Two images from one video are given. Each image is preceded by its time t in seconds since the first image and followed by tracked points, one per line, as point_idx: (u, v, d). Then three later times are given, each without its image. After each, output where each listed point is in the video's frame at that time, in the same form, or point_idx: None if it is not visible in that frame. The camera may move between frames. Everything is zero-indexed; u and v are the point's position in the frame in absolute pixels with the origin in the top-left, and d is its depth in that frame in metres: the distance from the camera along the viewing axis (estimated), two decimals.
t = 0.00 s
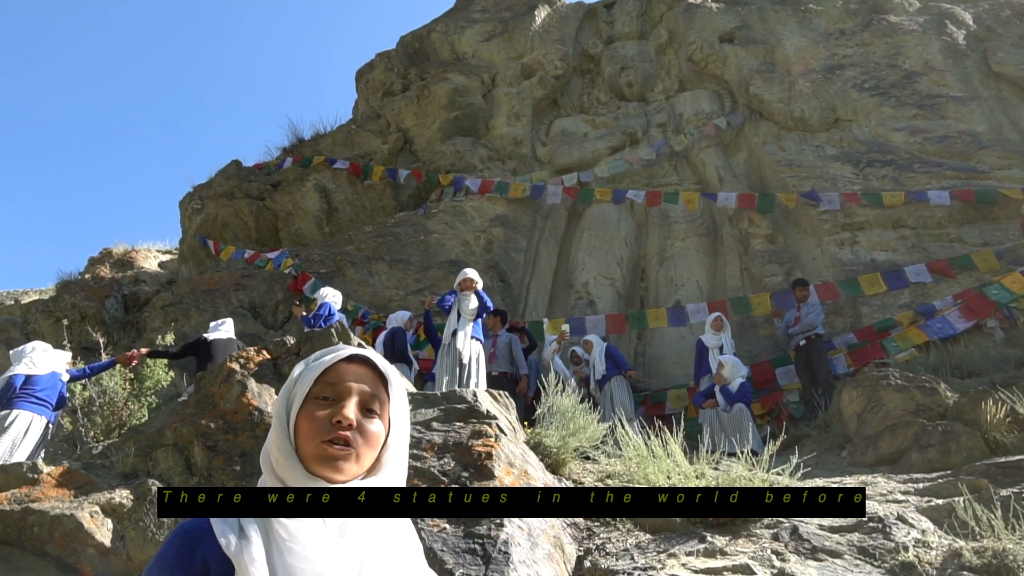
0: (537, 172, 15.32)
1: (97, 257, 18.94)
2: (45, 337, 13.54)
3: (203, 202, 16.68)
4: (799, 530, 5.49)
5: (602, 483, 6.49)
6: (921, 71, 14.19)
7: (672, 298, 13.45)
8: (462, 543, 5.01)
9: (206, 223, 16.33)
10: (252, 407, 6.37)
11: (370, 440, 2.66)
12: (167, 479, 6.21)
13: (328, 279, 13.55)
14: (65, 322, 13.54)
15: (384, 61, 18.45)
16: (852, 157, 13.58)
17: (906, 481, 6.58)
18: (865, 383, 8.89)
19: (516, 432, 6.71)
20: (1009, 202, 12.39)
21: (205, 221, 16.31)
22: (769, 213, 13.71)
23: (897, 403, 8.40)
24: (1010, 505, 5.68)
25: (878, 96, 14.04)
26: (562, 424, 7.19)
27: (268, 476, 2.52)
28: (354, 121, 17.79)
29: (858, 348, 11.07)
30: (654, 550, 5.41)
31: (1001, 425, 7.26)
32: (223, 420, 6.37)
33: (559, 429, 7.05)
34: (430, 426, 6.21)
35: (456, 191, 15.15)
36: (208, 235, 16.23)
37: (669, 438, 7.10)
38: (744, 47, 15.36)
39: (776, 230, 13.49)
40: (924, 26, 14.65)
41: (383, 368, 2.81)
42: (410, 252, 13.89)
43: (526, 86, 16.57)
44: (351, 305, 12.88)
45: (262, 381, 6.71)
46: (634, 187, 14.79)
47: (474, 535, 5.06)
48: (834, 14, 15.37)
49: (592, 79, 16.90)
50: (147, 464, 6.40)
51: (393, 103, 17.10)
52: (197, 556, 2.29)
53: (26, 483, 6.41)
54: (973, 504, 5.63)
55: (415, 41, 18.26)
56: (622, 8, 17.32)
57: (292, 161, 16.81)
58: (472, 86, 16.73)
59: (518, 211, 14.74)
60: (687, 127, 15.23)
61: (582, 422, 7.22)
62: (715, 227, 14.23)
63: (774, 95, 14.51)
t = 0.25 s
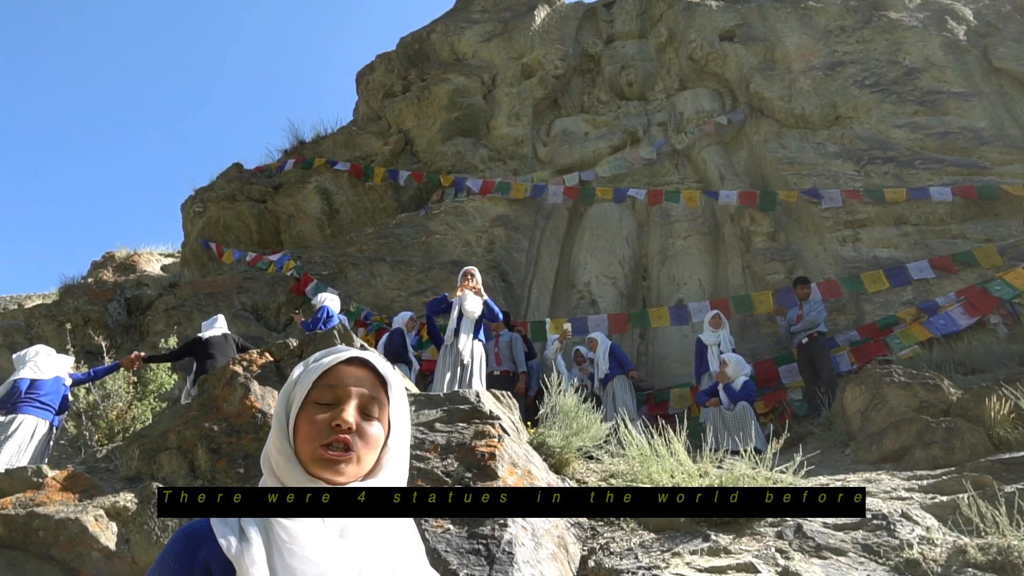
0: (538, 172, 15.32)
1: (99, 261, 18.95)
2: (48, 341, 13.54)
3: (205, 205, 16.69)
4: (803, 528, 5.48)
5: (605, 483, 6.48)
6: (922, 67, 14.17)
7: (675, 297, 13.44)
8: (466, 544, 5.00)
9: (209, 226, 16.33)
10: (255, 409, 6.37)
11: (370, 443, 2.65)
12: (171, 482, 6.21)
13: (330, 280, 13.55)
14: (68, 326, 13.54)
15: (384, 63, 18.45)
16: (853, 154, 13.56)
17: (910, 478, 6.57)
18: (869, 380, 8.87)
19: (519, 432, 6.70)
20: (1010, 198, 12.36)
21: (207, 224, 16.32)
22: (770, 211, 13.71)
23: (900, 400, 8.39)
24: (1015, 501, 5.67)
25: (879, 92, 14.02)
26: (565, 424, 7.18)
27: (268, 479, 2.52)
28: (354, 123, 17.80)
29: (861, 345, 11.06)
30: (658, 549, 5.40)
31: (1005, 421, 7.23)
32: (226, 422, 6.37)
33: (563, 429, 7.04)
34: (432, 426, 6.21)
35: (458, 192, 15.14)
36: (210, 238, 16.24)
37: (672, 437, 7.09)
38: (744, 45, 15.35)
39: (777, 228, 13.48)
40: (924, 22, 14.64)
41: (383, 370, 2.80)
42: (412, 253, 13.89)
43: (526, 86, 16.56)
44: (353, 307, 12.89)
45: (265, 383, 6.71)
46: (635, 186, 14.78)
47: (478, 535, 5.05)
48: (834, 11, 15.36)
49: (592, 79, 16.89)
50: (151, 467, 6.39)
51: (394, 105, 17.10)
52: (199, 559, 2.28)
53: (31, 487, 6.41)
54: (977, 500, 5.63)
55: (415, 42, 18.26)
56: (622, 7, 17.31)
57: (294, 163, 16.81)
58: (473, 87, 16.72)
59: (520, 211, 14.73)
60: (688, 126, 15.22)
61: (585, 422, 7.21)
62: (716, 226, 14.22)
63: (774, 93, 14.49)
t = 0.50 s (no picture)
0: (541, 172, 15.31)
1: (102, 261, 18.97)
2: (51, 341, 13.56)
3: (208, 206, 16.71)
4: (805, 529, 5.48)
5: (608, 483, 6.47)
6: (925, 68, 14.16)
7: (677, 298, 13.43)
8: (468, 544, 4.99)
9: (211, 226, 16.34)
10: (258, 409, 6.36)
11: (383, 432, 2.71)
12: (173, 482, 6.21)
13: (332, 280, 13.55)
14: (71, 326, 13.56)
15: (387, 63, 18.45)
16: (856, 155, 13.55)
17: (912, 479, 6.55)
18: (871, 381, 8.85)
19: (521, 432, 6.70)
20: (1014, 199, 12.35)
21: (210, 224, 16.32)
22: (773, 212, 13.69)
23: (903, 401, 8.38)
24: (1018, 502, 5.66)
25: (883, 93, 14.00)
26: (567, 425, 7.17)
27: (283, 473, 2.58)
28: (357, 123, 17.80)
29: (863, 346, 11.06)
30: (660, 550, 5.39)
31: (1009, 422, 7.21)
32: (229, 422, 6.36)
33: (564, 430, 7.03)
34: (435, 427, 6.20)
35: (460, 193, 15.13)
36: (213, 238, 16.24)
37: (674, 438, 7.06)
38: (747, 45, 15.33)
39: (780, 229, 13.46)
40: (928, 23, 14.62)
41: (390, 364, 2.87)
42: (415, 253, 13.89)
43: (529, 86, 16.55)
44: (356, 307, 12.90)
45: (267, 383, 6.70)
46: (637, 186, 14.77)
47: (479, 536, 5.04)
48: (837, 11, 15.34)
49: (595, 79, 16.88)
50: (154, 467, 6.39)
51: (397, 105, 17.09)
52: (211, 548, 2.37)
53: (34, 487, 6.41)
54: (980, 502, 5.61)
55: (418, 42, 18.26)
56: (625, 8, 17.30)
57: (297, 163, 16.81)
58: (475, 87, 16.71)
59: (522, 211, 14.72)
60: (691, 127, 15.21)
61: (587, 422, 7.20)
62: (719, 227, 14.21)
63: (777, 94, 14.47)
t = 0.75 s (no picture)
0: (541, 172, 15.30)
1: (103, 262, 18.97)
2: (52, 342, 13.58)
3: (209, 206, 16.70)
4: (806, 528, 5.47)
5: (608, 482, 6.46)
6: (926, 67, 14.14)
7: (677, 297, 13.42)
8: (469, 544, 4.98)
9: (212, 227, 16.33)
10: (258, 410, 6.34)
11: (400, 445, 2.68)
12: (174, 483, 6.20)
13: (333, 281, 13.54)
14: (72, 327, 13.56)
15: (387, 63, 18.44)
16: (857, 154, 13.53)
17: (913, 478, 6.54)
18: (872, 380, 8.84)
19: (522, 432, 6.69)
20: (1013, 196, 12.38)
21: (210, 224, 16.32)
22: (773, 211, 13.68)
23: (904, 400, 8.37)
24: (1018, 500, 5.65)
25: (883, 92, 13.99)
26: (567, 424, 7.16)
27: (300, 481, 2.56)
28: (357, 123, 17.79)
29: (864, 344, 11.05)
30: (661, 549, 5.39)
31: (1010, 421, 7.20)
32: (229, 423, 6.35)
33: (565, 429, 7.02)
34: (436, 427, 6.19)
35: (461, 192, 15.12)
36: (213, 239, 16.24)
37: (674, 437, 7.06)
38: (748, 44, 15.32)
39: (781, 228, 13.44)
40: (929, 22, 14.62)
41: (415, 372, 2.81)
42: (415, 253, 13.88)
43: (529, 86, 16.54)
44: (356, 308, 12.90)
45: (268, 383, 6.69)
46: (638, 185, 14.76)
47: (480, 536, 5.04)
48: (838, 10, 15.33)
49: (595, 79, 16.86)
50: (155, 468, 6.39)
51: (397, 105, 17.08)
52: (229, 544, 2.37)
53: (35, 488, 6.41)
54: (981, 500, 5.60)
55: (418, 42, 18.25)
56: (625, 7, 17.29)
57: (297, 164, 16.81)
58: (475, 87, 16.69)
59: (523, 211, 14.71)
60: (691, 126, 15.20)
61: (587, 421, 7.20)
62: (719, 226, 14.20)
63: (778, 93, 14.46)
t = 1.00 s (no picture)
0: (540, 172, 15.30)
1: (102, 263, 18.96)
2: (52, 343, 13.56)
3: (208, 207, 16.70)
4: (806, 527, 5.47)
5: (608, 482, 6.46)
6: (924, 65, 14.15)
7: (677, 297, 13.42)
8: (469, 544, 4.97)
9: (211, 228, 16.33)
10: (258, 410, 6.33)
11: (416, 447, 2.71)
12: (174, 484, 6.20)
13: (332, 281, 13.54)
14: (71, 329, 13.55)
15: (386, 63, 18.44)
16: (856, 153, 13.54)
17: (913, 476, 6.54)
18: (872, 379, 8.85)
19: (522, 432, 6.69)
20: (1013, 194, 12.36)
21: (210, 225, 16.32)
22: (773, 210, 13.67)
23: (903, 398, 8.37)
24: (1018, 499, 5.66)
25: (882, 91, 13.99)
26: (567, 424, 7.16)
27: (315, 479, 2.59)
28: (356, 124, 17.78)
29: (864, 343, 11.04)
30: (661, 548, 5.39)
31: (1009, 419, 7.20)
32: (229, 424, 6.35)
33: (565, 429, 7.02)
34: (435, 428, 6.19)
35: (460, 192, 15.12)
36: (213, 240, 16.24)
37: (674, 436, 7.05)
38: (747, 43, 15.33)
39: (780, 227, 13.43)
40: (927, 21, 14.63)
41: (434, 377, 2.84)
42: (414, 253, 13.87)
43: (528, 86, 16.54)
44: (356, 308, 12.90)
45: (267, 384, 6.68)
46: (637, 185, 14.76)
47: (480, 536, 5.03)
48: (836, 9, 15.34)
49: (594, 78, 16.86)
50: (154, 469, 6.39)
51: (396, 105, 17.07)
52: (238, 542, 2.39)
53: (36, 489, 6.40)
54: (980, 499, 5.60)
55: (417, 42, 18.24)
56: (623, 7, 17.29)
57: (296, 164, 16.80)
58: (474, 87, 16.69)
59: (522, 211, 14.70)
60: (690, 125, 15.19)
61: (587, 421, 7.19)
62: (718, 225, 14.21)
63: (777, 92, 14.46)
